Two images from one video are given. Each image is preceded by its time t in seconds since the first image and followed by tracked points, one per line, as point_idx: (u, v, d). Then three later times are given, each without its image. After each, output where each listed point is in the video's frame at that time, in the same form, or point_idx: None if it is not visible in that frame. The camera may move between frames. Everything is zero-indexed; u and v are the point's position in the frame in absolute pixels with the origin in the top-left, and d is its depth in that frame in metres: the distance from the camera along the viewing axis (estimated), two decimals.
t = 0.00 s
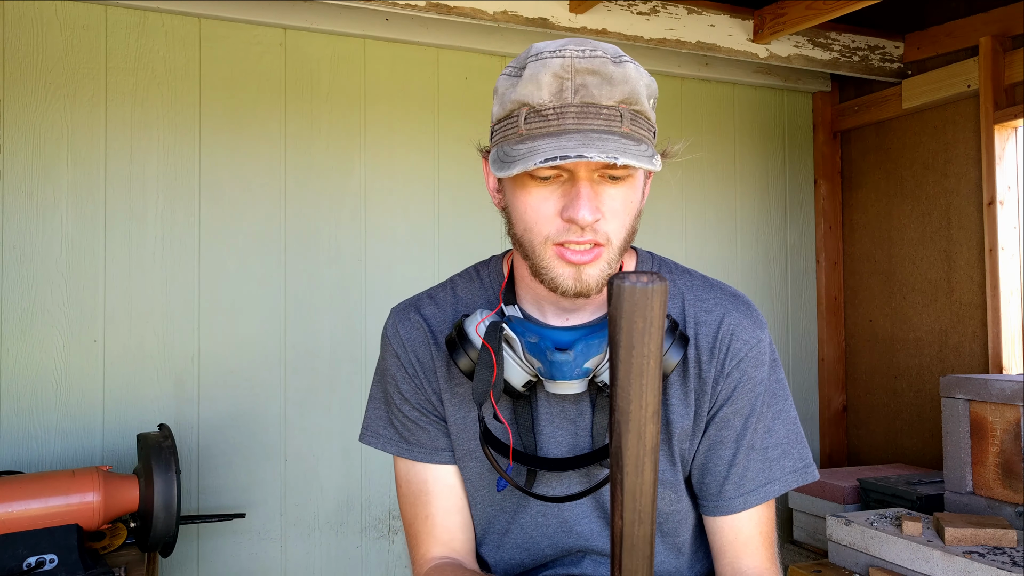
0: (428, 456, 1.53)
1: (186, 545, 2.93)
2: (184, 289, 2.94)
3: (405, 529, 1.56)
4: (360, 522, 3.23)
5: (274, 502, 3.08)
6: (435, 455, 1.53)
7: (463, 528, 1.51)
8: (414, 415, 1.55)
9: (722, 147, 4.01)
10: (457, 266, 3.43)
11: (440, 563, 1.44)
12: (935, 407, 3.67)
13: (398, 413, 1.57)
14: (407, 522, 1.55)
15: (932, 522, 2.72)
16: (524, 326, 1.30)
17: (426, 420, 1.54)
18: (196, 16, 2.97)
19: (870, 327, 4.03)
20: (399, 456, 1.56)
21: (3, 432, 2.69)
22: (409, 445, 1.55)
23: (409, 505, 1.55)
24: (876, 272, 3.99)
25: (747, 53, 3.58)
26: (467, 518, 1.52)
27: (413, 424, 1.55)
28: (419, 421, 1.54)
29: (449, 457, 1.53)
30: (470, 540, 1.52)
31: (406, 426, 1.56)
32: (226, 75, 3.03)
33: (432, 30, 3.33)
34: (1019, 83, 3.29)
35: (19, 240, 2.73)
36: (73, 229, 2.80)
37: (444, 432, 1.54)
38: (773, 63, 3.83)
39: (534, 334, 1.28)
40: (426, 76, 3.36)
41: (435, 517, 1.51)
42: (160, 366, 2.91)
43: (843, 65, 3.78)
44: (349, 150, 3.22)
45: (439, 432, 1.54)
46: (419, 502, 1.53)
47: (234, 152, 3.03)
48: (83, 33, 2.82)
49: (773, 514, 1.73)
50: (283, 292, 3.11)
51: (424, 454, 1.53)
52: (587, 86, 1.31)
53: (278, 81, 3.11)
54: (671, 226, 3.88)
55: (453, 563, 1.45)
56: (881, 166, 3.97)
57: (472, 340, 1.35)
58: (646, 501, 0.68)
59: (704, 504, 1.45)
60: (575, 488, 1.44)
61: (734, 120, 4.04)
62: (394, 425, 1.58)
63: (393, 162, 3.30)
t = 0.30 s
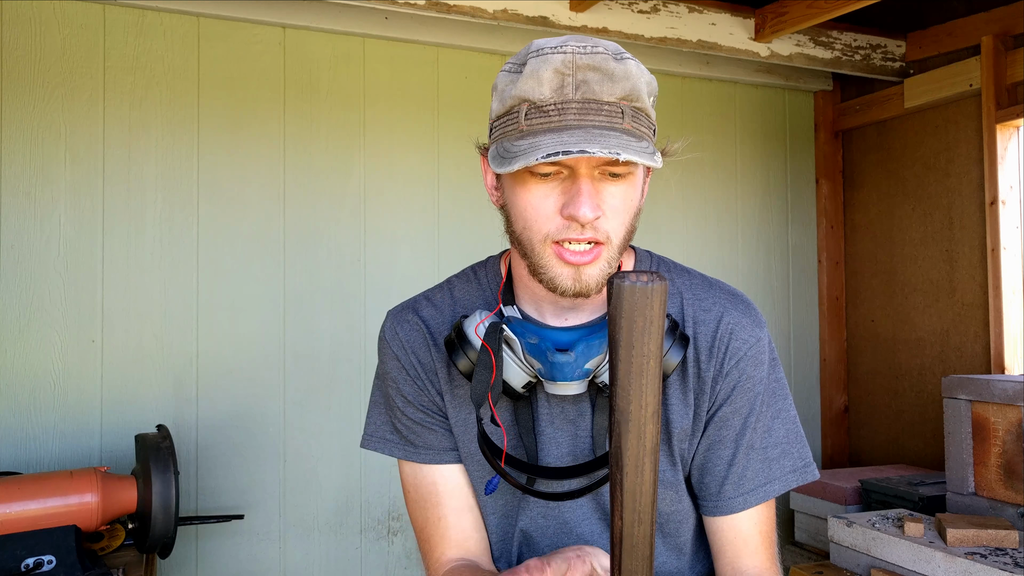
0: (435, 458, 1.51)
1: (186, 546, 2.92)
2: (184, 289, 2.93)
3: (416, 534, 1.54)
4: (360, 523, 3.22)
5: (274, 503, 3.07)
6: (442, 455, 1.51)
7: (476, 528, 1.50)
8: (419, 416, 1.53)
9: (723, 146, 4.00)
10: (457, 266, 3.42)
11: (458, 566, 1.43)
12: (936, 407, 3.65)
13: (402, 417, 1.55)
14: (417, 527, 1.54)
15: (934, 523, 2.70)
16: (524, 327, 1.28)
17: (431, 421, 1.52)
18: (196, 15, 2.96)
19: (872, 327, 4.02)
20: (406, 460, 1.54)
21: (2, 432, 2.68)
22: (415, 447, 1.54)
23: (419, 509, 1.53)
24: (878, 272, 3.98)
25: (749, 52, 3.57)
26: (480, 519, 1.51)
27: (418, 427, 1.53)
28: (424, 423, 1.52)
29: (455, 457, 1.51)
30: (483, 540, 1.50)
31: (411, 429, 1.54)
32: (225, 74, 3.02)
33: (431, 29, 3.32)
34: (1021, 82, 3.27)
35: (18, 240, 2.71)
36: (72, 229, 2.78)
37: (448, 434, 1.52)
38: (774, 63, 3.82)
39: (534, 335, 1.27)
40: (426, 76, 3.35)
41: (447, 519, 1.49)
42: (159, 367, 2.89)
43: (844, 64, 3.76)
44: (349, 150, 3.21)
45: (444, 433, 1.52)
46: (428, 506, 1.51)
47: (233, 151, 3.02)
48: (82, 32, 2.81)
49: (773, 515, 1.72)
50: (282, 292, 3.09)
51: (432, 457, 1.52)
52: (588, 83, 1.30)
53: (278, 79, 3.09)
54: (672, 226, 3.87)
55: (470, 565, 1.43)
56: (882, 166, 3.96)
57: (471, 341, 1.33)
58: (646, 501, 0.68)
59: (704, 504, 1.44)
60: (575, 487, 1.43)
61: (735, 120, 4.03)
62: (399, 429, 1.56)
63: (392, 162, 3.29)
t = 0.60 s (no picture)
0: (420, 462, 1.53)
1: (186, 546, 2.92)
2: (183, 289, 2.93)
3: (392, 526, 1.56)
4: (360, 522, 3.22)
5: (273, 502, 3.07)
6: (427, 460, 1.53)
7: (451, 530, 1.53)
8: (408, 419, 1.54)
9: (723, 146, 4.00)
10: (457, 267, 3.42)
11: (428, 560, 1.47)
12: (936, 407, 3.66)
13: (392, 417, 1.55)
14: (395, 519, 1.56)
15: (934, 523, 2.71)
16: (524, 334, 1.29)
17: (420, 425, 1.53)
18: (196, 15, 2.96)
19: (871, 327, 4.02)
20: (388, 460, 1.55)
21: (2, 433, 2.68)
22: (397, 450, 1.55)
23: (398, 505, 1.55)
24: (877, 272, 3.99)
25: (748, 53, 3.57)
26: (455, 522, 1.54)
27: (407, 429, 1.54)
28: (414, 426, 1.53)
29: (441, 463, 1.53)
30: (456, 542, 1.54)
31: (399, 430, 1.55)
32: (226, 75, 3.02)
33: (431, 29, 3.32)
34: (1021, 82, 3.28)
35: (18, 240, 2.72)
36: (72, 229, 2.79)
37: (437, 438, 1.53)
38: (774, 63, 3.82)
39: (533, 343, 1.26)
40: (426, 75, 3.35)
41: (424, 518, 1.52)
42: (159, 367, 2.90)
43: (844, 65, 3.77)
44: (349, 150, 3.21)
45: (432, 438, 1.53)
46: (409, 501, 1.54)
47: (232, 151, 3.02)
48: (82, 33, 2.81)
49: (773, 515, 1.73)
50: (282, 293, 3.09)
51: (416, 460, 1.53)
52: (594, 96, 1.30)
53: (278, 79, 3.10)
54: (672, 226, 3.87)
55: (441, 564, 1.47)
56: (881, 166, 3.96)
57: (471, 348, 1.33)
58: (657, 504, 0.69)
59: (704, 505, 1.44)
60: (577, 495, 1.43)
61: (735, 120, 4.03)
62: (386, 428, 1.57)
63: (392, 162, 3.29)
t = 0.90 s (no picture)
0: (423, 458, 1.51)
1: (186, 546, 2.92)
2: (183, 289, 2.94)
3: (393, 528, 1.54)
4: (360, 522, 3.22)
5: (273, 502, 3.07)
6: (431, 455, 1.51)
7: (456, 529, 1.51)
8: (411, 414, 1.53)
9: (723, 146, 4.00)
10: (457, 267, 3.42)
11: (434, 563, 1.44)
12: (936, 407, 3.66)
13: (395, 413, 1.55)
14: (397, 522, 1.53)
15: (934, 523, 2.71)
16: (523, 330, 1.29)
17: (424, 420, 1.52)
18: (196, 15, 2.96)
19: (871, 327, 4.02)
20: (392, 456, 1.54)
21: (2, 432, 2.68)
22: (402, 446, 1.54)
23: (401, 506, 1.53)
24: (877, 272, 3.99)
25: (748, 52, 3.57)
26: (461, 519, 1.52)
27: (410, 425, 1.53)
28: (417, 421, 1.52)
29: (444, 458, 1.51)
30: (462, 542, 1.51)
31: (402, 426, 1.54)
32: (226, 75, 3.02)
33: (431, 29, 3.32)
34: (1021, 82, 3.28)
35: (18, 240, 2.72)
36: (71, 229, 2.79)
37: (440, 434, 1.52)
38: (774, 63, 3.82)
39: (532, 340, 1.28)
40: (426, 75, 3.35)
41: (429, 518, 1.50)
42: (159, 366, 2.90)
43: (844, 65, 3.77)
44: (349, 150, 3.21)
45: (436, 434, 1.52)
46: (411, 503, 1.51)
47: (232, 152, 3.02)
48: (82, 33, 2.81)
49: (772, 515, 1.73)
50: (282, 293, 3.10)
51: (419, 456, 1.52)
52: (582, 90, 1.30)
53: (278, 79, 3.10)
54: (672, 226, 3.87)
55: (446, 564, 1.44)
56: (881, 166, 3.96)
57: (470, 345, 1.34)
58: (640, 497, 0.69)
59: (702, 504, 1.44)
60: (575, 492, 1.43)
61: (735, 121, 4.03)
62: (390, 425, 1.56)
63: (392, 162, 3.29)
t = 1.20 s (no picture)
0: (426, 456, 1.51)
1: (186, 546, 2.92)
2: (183, 289, 2.94)
3: (397, 527, 1.54)
4: (360, 522, 3.22)
5: (273, 503, 3.07)
6: (432, 454, 1.51)
7: (460, 527, 1.51)
8: (412, 413, 1.53)
9: (724, 146, 4.00)
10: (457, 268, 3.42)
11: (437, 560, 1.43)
12: (936, 407, 3.66)
13: (396, 413, 1.54)
14: (400, 520, 1.53)
15: (934, 523, 2.71)
16: (523, 331, 1.30)
17: (425, 419, 1.52)
18: (196, 15, 2.96)
19: (871, 327, 4.02)
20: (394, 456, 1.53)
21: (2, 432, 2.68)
22: (404, 445, 1.53)
23: (403, 505, 1.53)
24: (877, 272, 3.99)
25: (748, 53, 3.57)
26: (464, 518, 1.52)
27: (411, 424, 1.53)
28: (419, 420, 1.52)
29: (445, 457, 1.51)
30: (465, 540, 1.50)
31: (403, 426, 1.53)
32: (226, 75, 3.02)
33: (431, 29, 3.32)
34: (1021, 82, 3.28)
35: (18, 240, 2.72)
36: (71, 229, 2.79)
37: (442, 433, 1.52)
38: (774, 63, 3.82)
39: (533, 339, 1.29)
40: (426, 75, 3.35)
41: (432, 515, 1.50)
42: (159, 366, 2.90)
43: (844, 65, 3.77)
44: (349, 150, 3.21)
45: (437, 432, 1.52)
46: (414, 502, 1.51)
47: (233, 152, 3.02)
48: (82, 33, 2.81)
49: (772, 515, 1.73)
50: (282, 293, 3.10)
51: (422, 455, 1.52)
52: (584, 92, 1.30)
53: (277, 79, 3.10)
54: (672, 226, 3.87)
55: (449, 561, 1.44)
56: (881, 166, 3.96)
57: (470, 344, 1.33)
58: (647, 499, 0.68)
59: (703, 505, 1.44)
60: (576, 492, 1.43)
61: (735, 121, 4.03)
62: (391, 425, 1.55)
63: (392, 161, 3.29)
